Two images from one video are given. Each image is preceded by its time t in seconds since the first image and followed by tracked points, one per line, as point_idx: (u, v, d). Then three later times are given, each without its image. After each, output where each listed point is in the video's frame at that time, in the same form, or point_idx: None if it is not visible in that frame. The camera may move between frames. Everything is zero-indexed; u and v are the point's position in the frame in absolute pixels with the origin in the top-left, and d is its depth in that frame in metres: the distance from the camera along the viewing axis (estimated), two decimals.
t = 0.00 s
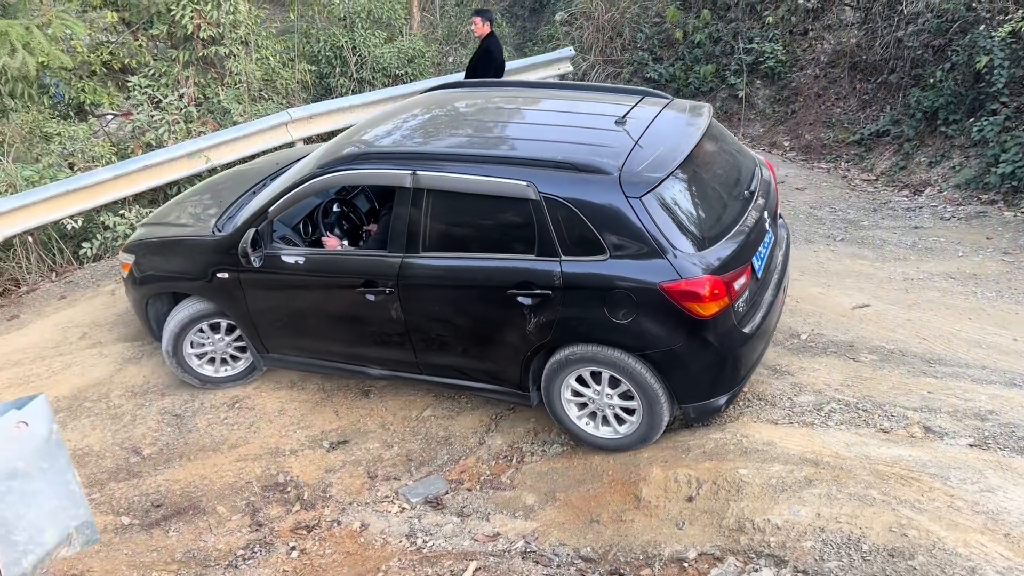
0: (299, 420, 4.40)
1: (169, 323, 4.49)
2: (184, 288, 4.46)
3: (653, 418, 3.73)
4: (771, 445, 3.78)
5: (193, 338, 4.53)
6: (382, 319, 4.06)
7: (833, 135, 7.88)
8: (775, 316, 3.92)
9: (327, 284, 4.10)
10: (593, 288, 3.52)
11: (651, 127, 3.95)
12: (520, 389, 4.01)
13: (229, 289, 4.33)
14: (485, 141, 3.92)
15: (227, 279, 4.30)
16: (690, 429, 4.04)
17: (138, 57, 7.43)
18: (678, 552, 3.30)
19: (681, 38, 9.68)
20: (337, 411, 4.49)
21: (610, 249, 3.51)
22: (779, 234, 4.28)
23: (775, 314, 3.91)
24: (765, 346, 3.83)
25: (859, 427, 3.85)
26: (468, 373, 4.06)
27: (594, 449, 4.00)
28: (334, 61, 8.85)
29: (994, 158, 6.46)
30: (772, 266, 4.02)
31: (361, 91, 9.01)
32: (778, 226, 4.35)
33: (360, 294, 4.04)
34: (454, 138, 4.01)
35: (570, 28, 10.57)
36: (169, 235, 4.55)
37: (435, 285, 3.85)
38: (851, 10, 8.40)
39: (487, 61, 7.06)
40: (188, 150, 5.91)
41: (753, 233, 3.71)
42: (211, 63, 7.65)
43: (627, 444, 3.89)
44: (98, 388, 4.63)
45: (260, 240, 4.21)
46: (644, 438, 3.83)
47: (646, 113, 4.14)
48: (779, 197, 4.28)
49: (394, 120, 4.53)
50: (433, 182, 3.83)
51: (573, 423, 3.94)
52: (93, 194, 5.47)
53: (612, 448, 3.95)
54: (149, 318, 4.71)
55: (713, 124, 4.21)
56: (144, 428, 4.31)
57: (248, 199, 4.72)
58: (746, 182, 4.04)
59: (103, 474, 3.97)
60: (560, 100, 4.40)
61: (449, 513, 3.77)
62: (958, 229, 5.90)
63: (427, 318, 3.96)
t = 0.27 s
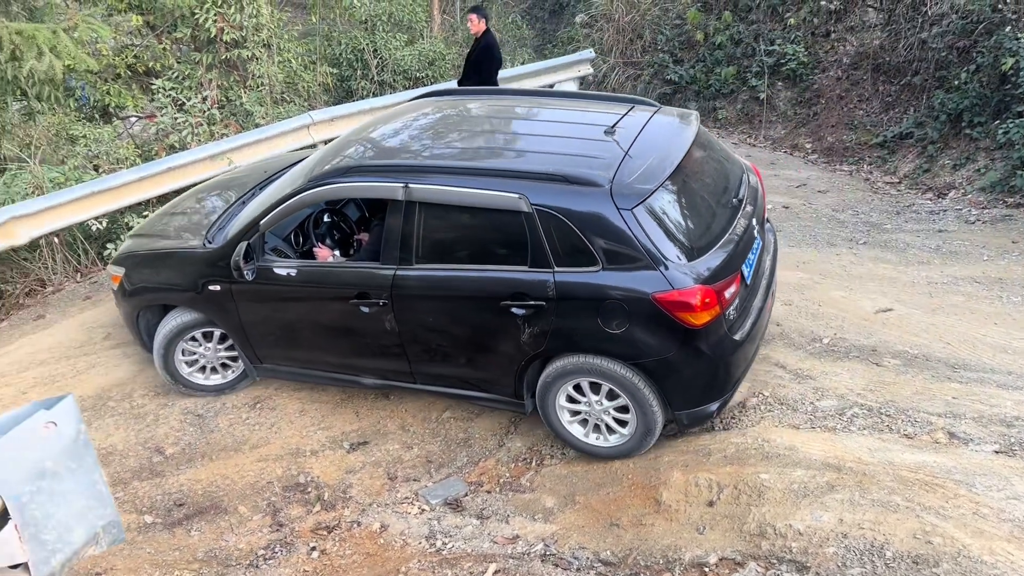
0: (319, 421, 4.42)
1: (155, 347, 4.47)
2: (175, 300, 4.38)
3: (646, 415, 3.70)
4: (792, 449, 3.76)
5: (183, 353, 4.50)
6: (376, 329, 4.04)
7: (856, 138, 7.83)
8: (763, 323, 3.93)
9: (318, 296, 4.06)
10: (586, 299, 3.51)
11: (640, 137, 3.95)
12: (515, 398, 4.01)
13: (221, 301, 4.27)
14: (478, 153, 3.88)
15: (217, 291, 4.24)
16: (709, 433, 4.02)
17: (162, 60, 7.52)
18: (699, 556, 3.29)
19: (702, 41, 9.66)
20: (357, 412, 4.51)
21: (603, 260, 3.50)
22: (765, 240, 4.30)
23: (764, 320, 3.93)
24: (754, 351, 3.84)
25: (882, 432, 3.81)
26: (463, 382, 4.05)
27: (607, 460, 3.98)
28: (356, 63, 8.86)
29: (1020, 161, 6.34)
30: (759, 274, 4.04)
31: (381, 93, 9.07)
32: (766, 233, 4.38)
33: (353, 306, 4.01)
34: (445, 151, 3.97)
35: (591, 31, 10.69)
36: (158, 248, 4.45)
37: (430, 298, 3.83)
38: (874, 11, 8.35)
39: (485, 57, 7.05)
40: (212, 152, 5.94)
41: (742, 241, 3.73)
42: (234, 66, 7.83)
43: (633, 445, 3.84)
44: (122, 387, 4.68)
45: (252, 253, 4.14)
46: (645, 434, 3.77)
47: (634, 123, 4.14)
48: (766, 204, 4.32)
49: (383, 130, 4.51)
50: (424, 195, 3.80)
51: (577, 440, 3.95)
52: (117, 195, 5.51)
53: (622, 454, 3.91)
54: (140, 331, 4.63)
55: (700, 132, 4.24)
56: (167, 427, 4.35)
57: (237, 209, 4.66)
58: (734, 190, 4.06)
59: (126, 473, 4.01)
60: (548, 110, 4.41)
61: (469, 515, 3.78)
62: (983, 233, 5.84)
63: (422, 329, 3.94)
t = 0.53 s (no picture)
0: (340, 422, 4.45)
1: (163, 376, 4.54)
2: (174, 307, 4.35)
3: (640, 409, 3.66)
4: (814, 453, 3.73)
5: (186, 366, 4.52)
6: (377, 338, 4.03)
7: (877, 140, 7.78)
8: (761, 332, 3.94)
9: (318, 304, 4.05)
10: (586, 309, 3.53)
11: (640, 146, 3.94)
12: (516, 405, 4.01)
13: (221, 309, 4.25)
14: (477, 163, 3.84)
15: (217, 299, 4.22)
16: (729, 437, 3.99)
17: (185, 63, 7.60)
18: (719, 560, 3.27)
19: (722, 42, 9.70)
20: (377, 413, 4.53)
21: (603, 271, 3.50)
22: (763, 245, 4.31)
23: (763, 328, 3.95)
24: (753, 360, 3.85)
25: (905, 437, 3.78)
26: (464, 390, 4.05)
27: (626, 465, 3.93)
28: (376, 66, 8.93)
29: None
30: (757, 281, 4.04)
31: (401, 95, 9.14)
32: (763, 239, 4.38)
33: (354, 315, 4.00)
34: (444, 160, 3.93)
35: (610, 32, 10.80)
36: (156, 255, 4.42)
37: (431, 308, 3.82)
38: (896, 13, 8.30)
39: (487, 60, 7.05)
40: (234, 154, 5.96)
41: (741, 250, 3.75)
42: (256, 69, 7.86)
43: (641, 442, 3.78)
44: (144, 387, 4.72)
45: (252, 261, 4.12)
46: (646, 427, 3.71)
47: (634, 132, 4.12)
48: (763, 212, 4.34)
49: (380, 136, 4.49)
50: (425, 206, 3.77)
51: (590, 454, 3.94)
52: (141, 197, 5.57)
53: (635, 454, 3.85)
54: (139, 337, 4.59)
55: (699, 141, 4.25)
56: (189, 427, 4.39)
57: (235, 215, 4.63)
58: (732, 199, 4.08)
59: (149, 472, 4.04)
60: (547, 116, 4.40)
61: (488, 517, 3.78)
62: (1007, 236, 5.77)
63: (423, 336, 3.93)
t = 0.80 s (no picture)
0: (357, 422, 4.47)
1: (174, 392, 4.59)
2: (178, 308, 4.34)
3: (635, 403, 3.65)
4: (833, 457, 3.71)
5: (193, 375, 4.54)
6: (382, 341, 4.01)
7: (897, 141, 7.74)
8: (763, 337, 3.94)
9: (322, 307, 4.04)
10: (592, 314, 3.52)
11: (644, 151, 3.95)
12: (520, 408, 3.99)
13: (225, 310, 4.24)
14: (482, 167, 3.84)
15: (222, 300, 4.20)
16: (747, 439, 3.97)
17: (205, 65, 7.62)
18: (737, 563, 3.26)
19: (741, 43, 9.71)
20: (394, 413, 4.54)
21: (610, 276, 3.49)
22: (765, 250, 4.32)
23: (765, 331, 3.95)
24: (756, 364, 3.85)
25: (925, 441, 3.76)
26: (468, 392, 4.04)
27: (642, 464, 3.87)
28: (393, 68, 9.00)
29: None
30: (760, 286, 4.04)
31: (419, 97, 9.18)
32: (766, 244, 4.39)
33: (358, 318, 3.98)
34: (448, 164, 3.92)
35: (628, 34, 10.83)
36: (160, 255, 4.41)
37: (437, 311, 3.81)
38: (917, 13, 8.20)
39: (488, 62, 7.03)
40: (253, 155, 6.00)
41: (745, 255, 3.75)
42: (276, 71, 7.91)
43: (647, 436, 3.74)
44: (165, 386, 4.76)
45: (258, 263, 4.09)
46: (646, 420, 3.68)
47: (638, 137, 4.12)
48: (766, 217, 4.35)
49: (383, 139, 4.49)
50: (431, 210, 3.76)
51: (605, 460, 3.92)
52: (161, 197, 5.61)
53: (647, 451, 3.80)
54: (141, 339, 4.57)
55: (703, 146, 4.26)
56: (208, 426, 4.42)
57: (238, 216, 4.63)
58: (736, 204, 4.08)
59: (169, 470, 4.08)
60: (550, 121, 4.40)
61: (505, 518, 3.78)
62: None
63: (428, 339, 3.91)
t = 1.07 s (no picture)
0: (372, 421, 4.48)
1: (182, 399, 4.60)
2: (179, 314, 4.32)
3: (626, 399, 3.65)
4: (849, 459, 3.69)
5: (200, 381, 4.56)
6: (382, 347, 3.99)
7: (915, 142, 7.69)
8: (762, 341, 3.92)
9: (322, 314, 4.02)
10: (591, 321, 3.52)
11: (643, 156, 3.93)
12: (521, 413, 3.97)
13: (225, 316, 4.22)
14: (480, 173, 3.81)
15: (221, 307, 4.19)
16: (762, 441, 3.94)
17: (222, 66, 7.72)
18: (751, 565, 3.25)
19: (758, 44, 9.69)
20: (408, 413, 4.55)
21: (609, 284, 3.48)
22: (763, 252, 4.30)
23: (765, 335, 3.94)
24: (755, 368, 3.84)
25: (943, 444, 3.73)
26: (469, 398, 4.02)
27: (650, 459, 3.83)
28: (410, 69, 9.02)
29: None
30: (758, 290, 4.02)
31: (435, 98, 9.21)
32: (764, 246, 4.37)
33: (359, 324, 3.97)
34: (446, 171, 3.89)
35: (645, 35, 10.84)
36: (161, 260, 4.39)
37: (436, 319, 3.80)
38: (936, 14, 8.15)
39: (486, 64, 7.05)
40: (269, 156, 6.04)
41: (744, 260, 3.74)
42: (292, 71, 7.95)
43: (647, 431, 3.71)
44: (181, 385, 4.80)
45: (257, 270, 4.05)
46: (639, 413, 3.67)
47: (636, 142, 4.11)
48: (765, 220, 4.34)
49: (380, 143, 4.47)
50: (430, 218, 3.73)
51: (615, 463, 3.91)
52: (174, 198, 5.65)
53: (651, 446, 3.76)
54: (142, 346, 4.55)
55: (702, 149, 4.25)
56: (224, 425, 4.45)
57: (237, 221, 4.62)
58: (735, 208, 4.07)
59: (185, 468, 4.11)
60: (548, 125, 4.38)
61: (519, 518, 3.78)
62: None
63: (429, 345, 3.89)
